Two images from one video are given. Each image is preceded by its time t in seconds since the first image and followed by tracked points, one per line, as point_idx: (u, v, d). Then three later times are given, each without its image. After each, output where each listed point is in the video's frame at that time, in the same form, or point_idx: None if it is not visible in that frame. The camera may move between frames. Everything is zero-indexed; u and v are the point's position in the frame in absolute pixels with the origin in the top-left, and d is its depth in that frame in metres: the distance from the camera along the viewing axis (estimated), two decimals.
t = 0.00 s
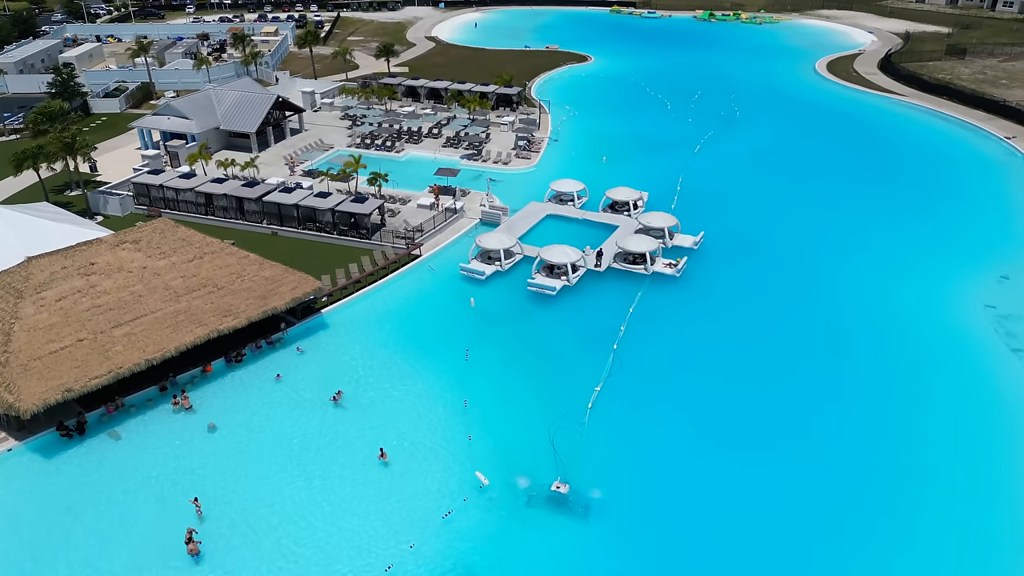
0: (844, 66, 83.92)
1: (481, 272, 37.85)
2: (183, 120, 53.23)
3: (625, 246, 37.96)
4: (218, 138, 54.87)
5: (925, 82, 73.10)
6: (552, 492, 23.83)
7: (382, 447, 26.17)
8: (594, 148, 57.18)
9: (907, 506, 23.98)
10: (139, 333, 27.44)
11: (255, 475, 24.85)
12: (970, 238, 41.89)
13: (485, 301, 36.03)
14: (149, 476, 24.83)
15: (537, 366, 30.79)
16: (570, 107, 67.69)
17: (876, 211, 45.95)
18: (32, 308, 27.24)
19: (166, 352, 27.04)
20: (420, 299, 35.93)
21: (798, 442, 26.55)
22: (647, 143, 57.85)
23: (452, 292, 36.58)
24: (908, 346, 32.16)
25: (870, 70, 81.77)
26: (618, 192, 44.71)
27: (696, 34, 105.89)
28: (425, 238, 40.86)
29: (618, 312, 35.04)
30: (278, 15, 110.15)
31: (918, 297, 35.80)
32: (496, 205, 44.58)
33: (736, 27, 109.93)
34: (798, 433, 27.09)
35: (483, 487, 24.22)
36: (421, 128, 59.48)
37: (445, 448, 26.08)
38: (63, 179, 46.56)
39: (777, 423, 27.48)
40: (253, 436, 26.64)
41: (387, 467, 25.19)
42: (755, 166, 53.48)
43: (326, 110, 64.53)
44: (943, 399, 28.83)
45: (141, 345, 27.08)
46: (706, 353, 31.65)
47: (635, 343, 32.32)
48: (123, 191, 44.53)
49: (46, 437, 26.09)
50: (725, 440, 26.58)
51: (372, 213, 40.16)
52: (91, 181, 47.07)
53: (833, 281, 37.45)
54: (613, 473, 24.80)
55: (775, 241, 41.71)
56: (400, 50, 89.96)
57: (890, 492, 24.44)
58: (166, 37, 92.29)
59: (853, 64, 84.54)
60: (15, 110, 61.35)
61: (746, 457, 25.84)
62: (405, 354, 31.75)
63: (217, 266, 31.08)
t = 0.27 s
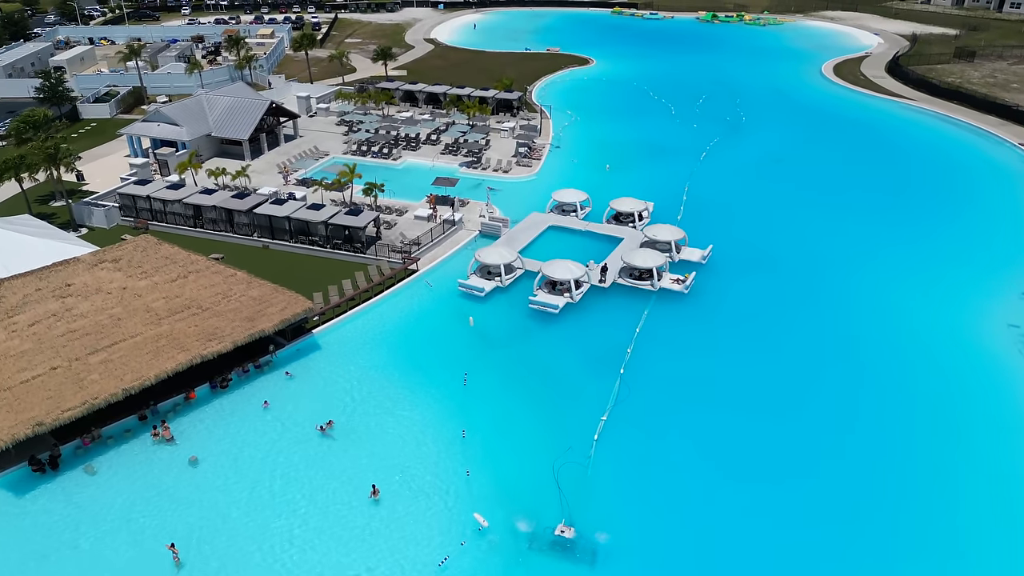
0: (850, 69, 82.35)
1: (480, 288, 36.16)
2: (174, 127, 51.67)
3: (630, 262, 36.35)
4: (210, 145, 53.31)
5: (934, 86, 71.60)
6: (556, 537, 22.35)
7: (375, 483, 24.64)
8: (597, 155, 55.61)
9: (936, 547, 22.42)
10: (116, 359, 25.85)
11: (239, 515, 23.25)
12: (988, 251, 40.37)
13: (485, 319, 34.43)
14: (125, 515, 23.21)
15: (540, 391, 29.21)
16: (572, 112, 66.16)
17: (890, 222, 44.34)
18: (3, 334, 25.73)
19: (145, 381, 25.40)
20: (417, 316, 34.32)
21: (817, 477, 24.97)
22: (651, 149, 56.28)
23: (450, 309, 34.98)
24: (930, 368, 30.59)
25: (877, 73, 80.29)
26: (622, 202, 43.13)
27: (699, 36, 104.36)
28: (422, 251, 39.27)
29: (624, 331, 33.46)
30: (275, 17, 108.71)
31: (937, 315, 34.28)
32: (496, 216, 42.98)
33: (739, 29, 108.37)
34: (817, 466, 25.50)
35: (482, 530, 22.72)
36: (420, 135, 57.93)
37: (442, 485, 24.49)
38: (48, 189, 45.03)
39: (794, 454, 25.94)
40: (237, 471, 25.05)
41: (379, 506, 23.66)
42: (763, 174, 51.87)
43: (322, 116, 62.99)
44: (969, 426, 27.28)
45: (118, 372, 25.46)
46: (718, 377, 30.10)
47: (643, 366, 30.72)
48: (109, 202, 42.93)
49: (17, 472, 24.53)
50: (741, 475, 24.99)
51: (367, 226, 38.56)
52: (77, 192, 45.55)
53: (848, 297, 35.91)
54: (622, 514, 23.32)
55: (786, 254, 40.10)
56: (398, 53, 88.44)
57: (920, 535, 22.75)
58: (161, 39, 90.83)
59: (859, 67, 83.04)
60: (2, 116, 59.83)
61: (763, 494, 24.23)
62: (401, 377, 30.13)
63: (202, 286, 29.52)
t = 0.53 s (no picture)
0: (857, 72, 80.73)
1: (479, 307, 34.51)
2: (163, 134, 50.07)
3: (637, 278, 34.74)
4: (201, 152, 51.72)
5: (944, 91, 70.14)
6: None
7: (366, 524, 23.06)
8: (600, 162, 54.06)
9: None
10: (91, 391, 24.26)
11: (219, 561, 21.67)
12: (1009, 266, 38.85)
13: (484, 339, 32.83)
14: (96, 560, 21.61)
15: (543, 421, 27.66)
16: (574, 117, 64.64)
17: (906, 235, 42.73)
18: None
19: (122, 414, 23.80)
20: (413, 336, 32.71)
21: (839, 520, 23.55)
22: (656, 156, 54.66)
23: (449, 328, 33.37)
24: (954, 394, 29.08)
25: (885, 77, 78.79)
26: (627, 214, 41.54)
27: (702, 38, 102.84)
28: (419, 267, 37.75)
29: (631, 352, 31.92)
30: (272, 18, 107.12)
31: (959, 336, 32.77)
32: (496, 228, 41.39)
33: (743, 31, 106.75)
34: (840, 509, 23.95)
35: None
36: (418, 141, 56.41)
37: (440, 529, 22.94)
38: (31, 201, 43.47)
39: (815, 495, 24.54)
40: (219, 510, 23.45)
41: (370, 551, 22.12)
42: (773, 183, 50.25)
43: (318, 122, 61.48)
44: (999, 461, 25.79)
45: (93, 404, 23.86)
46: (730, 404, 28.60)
47: (652, 393, 29.15)
48: (94, 214, 41.32)
49: None
50: (759, 521, 23.56)
51: (362, 241, 36.96)
52: (62, 204, 44.01)
53: (865, 316, 34.39)
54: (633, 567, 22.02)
55: (799, 269, 38.50)
56: (397, 56, 86.83)
57: None
58: (154, 42, 89.23)
59: (867, 70, 81.57)
60: None
61: (783, 543, 22.82)
62: (397, 404, 28.53)
63: (185, 309, 27.98)
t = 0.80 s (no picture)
0: (865, 76, 79.07)
1: (478, 328, 32.71)
2: (152, 142, 48.46)
3: (644, 296, 33.09)
4: (191, 161, 50.11)
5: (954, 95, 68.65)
6: None
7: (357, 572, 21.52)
8: (603, 171, 52.49)
9: None
10: (62, 426, 22.65)
11: None
12: None
13: (484, 361, 31.19)
14: None
15: (547, 454, 26.11)
16: (576, 123, 63.12)
17: (923, 248, 41.08)
18: None
19: (95, 451, 22.17)
20: (409, 359, 31.10)
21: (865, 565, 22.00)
22: (661, 165, 53.03)
23: (447, 350, 31.75)
24: (982, 422, 27.52)
25: (893, 80, 77.30)
26: (632, 227, 39.90)
27: (705, 40, 101.32)
28: (416, 283, 36.14)
29: (639, 375, 30.31)
30: (268, 21, 105.50)
31: (983, 357, 31.21)
32: (496, 241, 39.78)
33: (747, 33, 105.08)
34: (866, 554, 22.36)
35: None
36: (415, 149, 54.86)
37: None
38: (13, 214, 41.90)
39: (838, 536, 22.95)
40: (200, 555, 21.86)
41: None
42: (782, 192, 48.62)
43: (313, 128, 59.91)
44: None
45: (64, 441, 22.24)
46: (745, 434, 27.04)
47: (661, 424, 27.54)
48: (77, 228, 39.72)
49: None
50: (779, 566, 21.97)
51: (356, 256, 35.31)
52: (46, 216, 42.42)
53: (883, 335, 32.83)
54: None
55: (813, 285, 36.87)
56: (395, 60, 85.19)
57: None
58: (148, 45, 87.61)
59: (874, 73, 80.07)
60: None
61: None
62: (391, 433, 26.94)
63: (166, 334, 26.37)
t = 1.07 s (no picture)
0: (872, 80, 77.46)
1: (478, 349, 31.09)
2: (140, 150, 46.91)
3: (652, 316, 31.42)
4: (181, 169, 48.56)
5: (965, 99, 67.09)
6: None
7: None
8: (607, 179, 50.91)
9: None
10: (29, 467, 21.04)
11: None
12: None
13: (484, 386, 29.55)
14: None
15: (551, 492, 24.57)
16: (578, 129, 61.58)
17: (939, 261, 39.50)
18: None
19: (63, 494, 20.55)
20: (405, 384, 29.47)
21: None
22: (666, 174, 51.40)
23: (444, 374, 30.11)
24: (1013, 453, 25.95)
25: (902, 84, 75.74)
26: (638, 240, 38.29)
27: (709, 42, 99.76)
28: (413, 300, 34.51)
29: (648, 402, 28.70)
30: (265, 23, 103.99)
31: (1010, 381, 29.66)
32: (497, 256, 38.14)
33: (750, 36, 103.50)
34: None
35: None
36: (413, 157, 53.30)
37: None
38: None
39: None
40: None
41: None
42: (792, 201, 47.02)
43: (308, 135, 58.34)
44: None
45: (30, 484, 20.63)
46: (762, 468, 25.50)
47: (672, 460, 25.96)
48: (60, 242, 38.14)
49: None
50: None
51: (349, 274, 33.69)
52: (28, 229, 40.86)
53: (904, 356, 31.26)
54: None
55: (828, 303, 35.25)
56: (393, 63, 83.66)
57: None
58: (142, 48, 86.10)
59: (882, 77, 78.51)
60: None
61: None
62: (385, 467, 25.38)
63: (145, 363, 24.76)
